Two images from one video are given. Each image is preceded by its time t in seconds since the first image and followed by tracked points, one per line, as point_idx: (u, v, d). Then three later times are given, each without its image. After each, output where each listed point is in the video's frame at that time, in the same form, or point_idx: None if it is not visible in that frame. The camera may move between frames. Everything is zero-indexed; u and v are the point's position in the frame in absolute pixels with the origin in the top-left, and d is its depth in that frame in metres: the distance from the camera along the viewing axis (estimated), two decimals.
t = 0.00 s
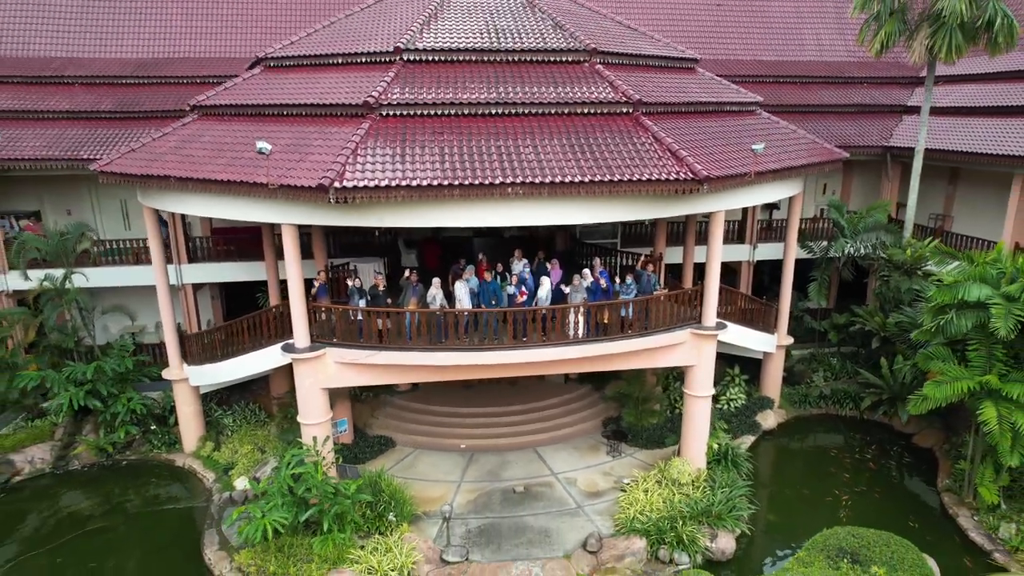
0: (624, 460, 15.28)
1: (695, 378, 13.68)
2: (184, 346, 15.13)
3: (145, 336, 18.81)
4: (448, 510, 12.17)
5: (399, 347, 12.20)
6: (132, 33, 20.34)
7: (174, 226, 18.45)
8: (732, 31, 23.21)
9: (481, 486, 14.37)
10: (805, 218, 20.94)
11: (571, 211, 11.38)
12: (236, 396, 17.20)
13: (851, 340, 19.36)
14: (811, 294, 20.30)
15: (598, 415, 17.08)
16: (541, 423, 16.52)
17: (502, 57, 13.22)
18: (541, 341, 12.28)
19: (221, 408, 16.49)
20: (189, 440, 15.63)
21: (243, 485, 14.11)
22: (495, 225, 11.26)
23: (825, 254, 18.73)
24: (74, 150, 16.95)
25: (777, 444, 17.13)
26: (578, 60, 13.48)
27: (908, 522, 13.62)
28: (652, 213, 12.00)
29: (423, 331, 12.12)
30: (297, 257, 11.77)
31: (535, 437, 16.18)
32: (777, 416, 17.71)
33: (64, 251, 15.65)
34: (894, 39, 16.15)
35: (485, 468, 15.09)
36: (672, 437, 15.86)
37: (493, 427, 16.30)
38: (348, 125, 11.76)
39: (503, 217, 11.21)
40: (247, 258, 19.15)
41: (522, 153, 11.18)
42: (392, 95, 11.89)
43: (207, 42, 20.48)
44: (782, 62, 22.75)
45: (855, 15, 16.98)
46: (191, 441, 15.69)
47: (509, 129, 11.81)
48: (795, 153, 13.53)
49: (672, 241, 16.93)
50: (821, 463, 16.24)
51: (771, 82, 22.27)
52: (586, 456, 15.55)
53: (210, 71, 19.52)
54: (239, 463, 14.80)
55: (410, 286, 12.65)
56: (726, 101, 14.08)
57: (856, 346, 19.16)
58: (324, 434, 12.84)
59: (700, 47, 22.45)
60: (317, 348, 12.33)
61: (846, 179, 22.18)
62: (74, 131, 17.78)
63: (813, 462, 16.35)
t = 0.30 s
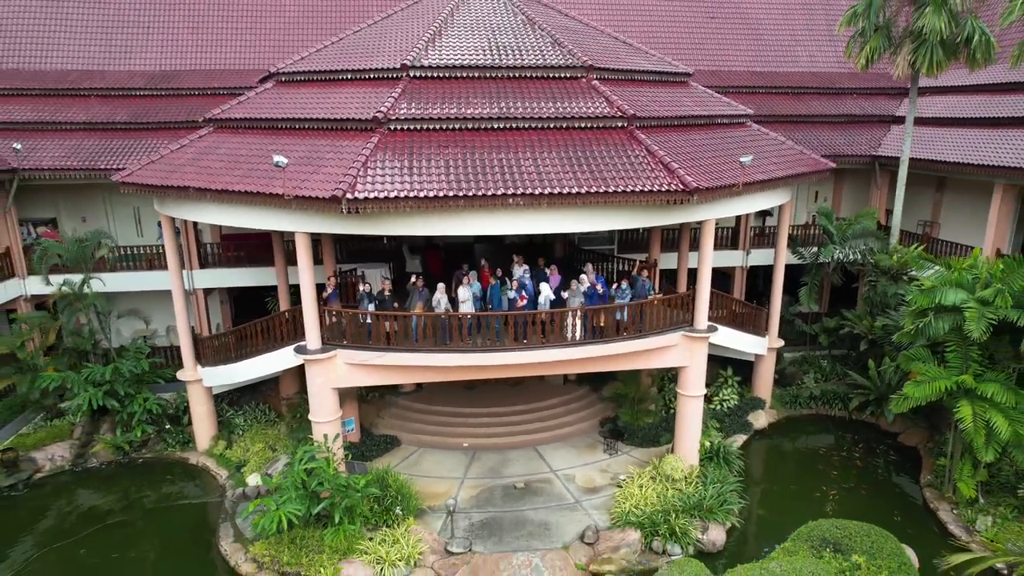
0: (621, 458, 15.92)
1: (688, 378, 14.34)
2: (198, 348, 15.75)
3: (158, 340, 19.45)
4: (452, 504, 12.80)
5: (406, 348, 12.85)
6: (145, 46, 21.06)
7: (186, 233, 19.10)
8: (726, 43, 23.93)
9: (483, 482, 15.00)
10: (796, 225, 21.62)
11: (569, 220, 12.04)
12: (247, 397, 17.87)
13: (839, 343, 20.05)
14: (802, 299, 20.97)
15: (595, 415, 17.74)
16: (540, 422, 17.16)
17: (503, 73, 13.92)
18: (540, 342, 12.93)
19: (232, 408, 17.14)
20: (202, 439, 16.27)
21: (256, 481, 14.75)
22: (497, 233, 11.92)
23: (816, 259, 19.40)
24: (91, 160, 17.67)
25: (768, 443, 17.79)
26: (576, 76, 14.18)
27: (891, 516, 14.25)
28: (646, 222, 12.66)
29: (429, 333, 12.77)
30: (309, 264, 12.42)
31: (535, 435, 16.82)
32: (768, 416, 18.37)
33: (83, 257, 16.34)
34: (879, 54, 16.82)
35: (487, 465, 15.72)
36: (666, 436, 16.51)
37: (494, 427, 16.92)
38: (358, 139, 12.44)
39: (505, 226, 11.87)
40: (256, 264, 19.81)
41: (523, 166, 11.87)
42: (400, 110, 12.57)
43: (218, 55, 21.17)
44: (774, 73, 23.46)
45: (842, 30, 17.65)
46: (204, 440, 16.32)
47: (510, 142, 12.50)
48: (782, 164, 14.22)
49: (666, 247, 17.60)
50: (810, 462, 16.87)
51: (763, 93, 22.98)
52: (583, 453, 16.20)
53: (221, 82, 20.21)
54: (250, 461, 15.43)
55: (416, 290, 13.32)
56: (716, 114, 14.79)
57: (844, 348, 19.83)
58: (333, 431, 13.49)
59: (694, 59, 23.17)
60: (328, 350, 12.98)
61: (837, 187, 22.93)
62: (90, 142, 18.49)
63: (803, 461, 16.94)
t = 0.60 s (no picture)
0: (616, 453, 16.60)
1: (680, 376, 15.03)
2: (210, 348, 16.39)
3: (169, 340, 20.11)
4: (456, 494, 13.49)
5: (412, 347, 13.52)
6: (157, 55, 21.73)
7: (196, 237, 19.75)
8: (720, 51, 24.62)
9: (485, 476, 15.66)
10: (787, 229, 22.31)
11: (566, 226, 12.72)
12: (256, 395, 18.53)
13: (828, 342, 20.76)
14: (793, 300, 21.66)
15: (592, 412, 18.43)
16: (539, 419, 17.83)
17: (504, 85, 14.61)
18: (538, 341, 13.60)
19: (242, 406, 17.81)
20: (215, 435, 16.93)
21: (267, 475, 15.42)
22: (498, 238, 12.60)
23: (806, 262, 20.08)
24: (107, 167, 18.35)
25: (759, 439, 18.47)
26: (573, 88, 14.87)
27: (875, 508, 14.93)
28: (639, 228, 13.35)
29: (434, 332, 13.44)
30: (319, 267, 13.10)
31: (534, 432, 17.49)
32: (759, 413, 19.07)
33: (100, 260, 17.02)
34: (865, 65, 17.48)
35: (488, 460, 16.39)
36: (660, 432, 17.19)
37: (495, 423, 17.58)
38: (366, 149, 13.13)
39: (506, 231, 12.55)
40: (264, 266, 20.47)
41: (522, 175, 12.57)
42: (406, 121, 13.25)
43: (227, 64, 21.87)
44: (766, 81, 24.15)
45: (829, 42, 18.32)
46: (216, 436, 16.98)
47: (510, 153, 13.20)
48: (769, 172, 14.93)
49: (661, 250, 18.28)
50: (799, 457, 17.54)
51: (756, 100, 23.68)
52: (581, 448, 16.89)
53: (231, 91, 20.89)
54: (261, 455, 16.08)
55: (421, 292, 14.00)
56: (707, 124, 15.48)
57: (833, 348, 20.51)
58: (342, 426, 14.17)
59: (689, 67, 23.87)
60: (337, 349, 13.66)
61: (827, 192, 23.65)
62: (106, 149, 19.18)
63: (793, 456, 17.61)
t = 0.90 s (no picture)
0: (612, 446, 17.31)
1: (673, 372, 15.74)
2: (222, 347, 17.08)
3: (180, 339, 20.79)
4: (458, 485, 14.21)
5: (416, 345, 14.21)
6: (167, 62, 22.42)
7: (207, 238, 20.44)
8: (714, 58, 25.34)
9: (486, 468, 16.36)
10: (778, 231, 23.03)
11: (563, 230, 13.42)
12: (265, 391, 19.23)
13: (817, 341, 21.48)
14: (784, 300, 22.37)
15: (589, 408, 19.14)
16: (538, 415, 18.53)
17: (504, 95, 15.32)
18: (537, 339, 14.30)
19: (252, 402, 18.50)
20: (226, 429, 17.62)
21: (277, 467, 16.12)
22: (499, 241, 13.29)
23: (795, 263, 20.79)
24: (121, 172, 19.04)
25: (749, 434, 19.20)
26: (570, 97, 15.58)
27: (858, 498, 15.64)
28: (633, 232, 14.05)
29: (437, 331, 14.14)
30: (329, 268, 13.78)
31: (533, 426, 18.20)
32: (749, 409, 19.80)
33: (116, 262, 17.69)
34: (851, 73, 18.16)
35: (489, 453, 17.09)
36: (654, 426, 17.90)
37: (495, 419, 18.28)
38: (373, 157, 13.84)
39: (506, 234, 13.24)
40: (272, 267, 21.17)
41: (522, 182, 13.28)
42: (410, 130, 13.96)
43: (235, 71, 22.57)
44: (758, 87, 24.87)
45: (816, 52, 18.99)
46: (227, 431, 17.67)
47: (510, 160, 13.90)
48: (757, 178, 15.65)
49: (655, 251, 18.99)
50: (787, 450, 18.27)
51: (748, 106, 24.40)
52: (578, 442, 17.60)
53: (239, 97, 21.58)
54: (272, 449, 16.78)
55: (426, 293, 14.70)
56: (699, 131, 16.19)
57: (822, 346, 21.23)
58: (349, 420, 14.87)
59: (683, 74, 24.61)
60: (346, 347, 14.36)
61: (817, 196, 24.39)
62: (119, 154, 19.86)
63: (782, 450, 18.34)
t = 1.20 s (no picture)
0: (609, 441, 18.03)
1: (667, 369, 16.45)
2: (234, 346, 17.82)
3: (192, 339, 21.53)
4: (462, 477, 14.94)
5: (422, 343, 14.93)
6: (179, 71, 23.16)
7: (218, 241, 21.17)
8: (709, 66, 26.08)
9: (488, 462, 17.09)
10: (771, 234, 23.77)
11: (562, 235, 14.13)
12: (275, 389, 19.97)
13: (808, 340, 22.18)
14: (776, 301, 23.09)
15: (587, 404, 19.87)
16: (538, 411, 19.25)
17: (506, 106, 16.05)
18: (536, 338, 15.03)
19: (263, 399, 19.24)
20: (238, 425, 18.34)
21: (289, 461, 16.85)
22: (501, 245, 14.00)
23: (787, 265, 21.52)
24: (136, 178, 19.78)
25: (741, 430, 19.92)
26: (569, 107, 16.30)
27: (844, 490, 16.37)
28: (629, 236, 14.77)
29: (442, 330, 14.86)
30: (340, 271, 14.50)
31: (533, 422, 18.92)
32: (742, 406, 20.54)
33: (133, 264, 18.42)
34: (839, 83, 18.92)
35: (490, 448, 17.80)
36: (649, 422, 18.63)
37: (497, 415, 18.99)
38: (381, 165, 14.56)
39: (508, 238, 13.96)
40: (281, 269, 21.88)
41: (523, 189, 14.00)
42: (416, 140, 14.69)
43: (245, 80, 23.31)
44: (752, 94, 25.61)
45: (805, 62, 19.72)
46: (240, 426, 18.40)
47: (511, 168, 14.63)
48: (748, 184, 16.36)
49: (650, 253, 19.70)
50: (777, 446, 18.99)
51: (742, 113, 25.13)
52: (577, 438, 18.32)
53: (249, 104, 22.30)
54: (282, 444, 17.50)
55: (431, 294, 15.43)
56: (692, 140, 16.91)
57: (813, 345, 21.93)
58: (358, 414, 15.60)
59: (679, 82, 25.35)
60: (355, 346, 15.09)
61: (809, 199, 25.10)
62: (133, 160, 20.59)
63: (772, 445, 19.07)
